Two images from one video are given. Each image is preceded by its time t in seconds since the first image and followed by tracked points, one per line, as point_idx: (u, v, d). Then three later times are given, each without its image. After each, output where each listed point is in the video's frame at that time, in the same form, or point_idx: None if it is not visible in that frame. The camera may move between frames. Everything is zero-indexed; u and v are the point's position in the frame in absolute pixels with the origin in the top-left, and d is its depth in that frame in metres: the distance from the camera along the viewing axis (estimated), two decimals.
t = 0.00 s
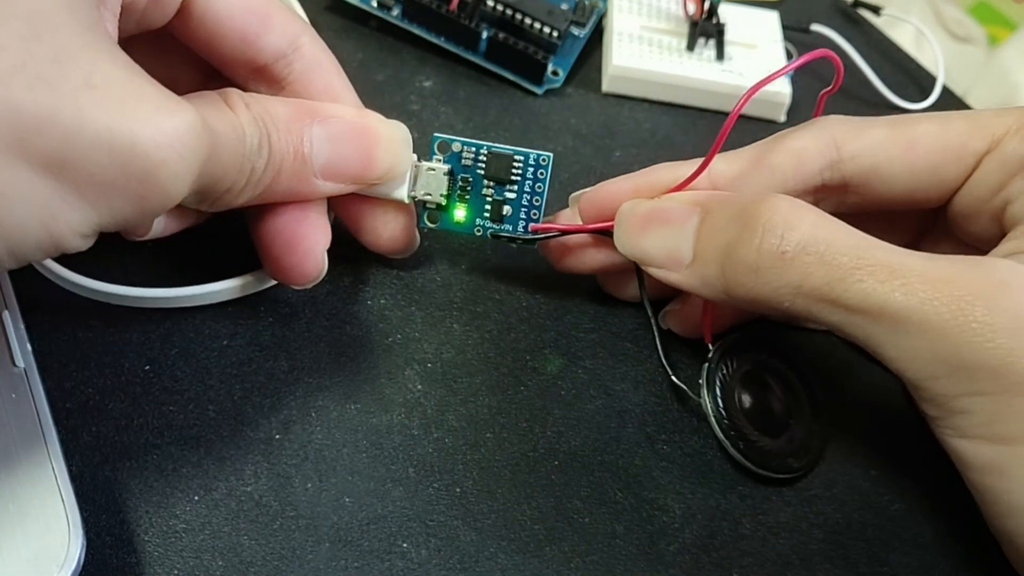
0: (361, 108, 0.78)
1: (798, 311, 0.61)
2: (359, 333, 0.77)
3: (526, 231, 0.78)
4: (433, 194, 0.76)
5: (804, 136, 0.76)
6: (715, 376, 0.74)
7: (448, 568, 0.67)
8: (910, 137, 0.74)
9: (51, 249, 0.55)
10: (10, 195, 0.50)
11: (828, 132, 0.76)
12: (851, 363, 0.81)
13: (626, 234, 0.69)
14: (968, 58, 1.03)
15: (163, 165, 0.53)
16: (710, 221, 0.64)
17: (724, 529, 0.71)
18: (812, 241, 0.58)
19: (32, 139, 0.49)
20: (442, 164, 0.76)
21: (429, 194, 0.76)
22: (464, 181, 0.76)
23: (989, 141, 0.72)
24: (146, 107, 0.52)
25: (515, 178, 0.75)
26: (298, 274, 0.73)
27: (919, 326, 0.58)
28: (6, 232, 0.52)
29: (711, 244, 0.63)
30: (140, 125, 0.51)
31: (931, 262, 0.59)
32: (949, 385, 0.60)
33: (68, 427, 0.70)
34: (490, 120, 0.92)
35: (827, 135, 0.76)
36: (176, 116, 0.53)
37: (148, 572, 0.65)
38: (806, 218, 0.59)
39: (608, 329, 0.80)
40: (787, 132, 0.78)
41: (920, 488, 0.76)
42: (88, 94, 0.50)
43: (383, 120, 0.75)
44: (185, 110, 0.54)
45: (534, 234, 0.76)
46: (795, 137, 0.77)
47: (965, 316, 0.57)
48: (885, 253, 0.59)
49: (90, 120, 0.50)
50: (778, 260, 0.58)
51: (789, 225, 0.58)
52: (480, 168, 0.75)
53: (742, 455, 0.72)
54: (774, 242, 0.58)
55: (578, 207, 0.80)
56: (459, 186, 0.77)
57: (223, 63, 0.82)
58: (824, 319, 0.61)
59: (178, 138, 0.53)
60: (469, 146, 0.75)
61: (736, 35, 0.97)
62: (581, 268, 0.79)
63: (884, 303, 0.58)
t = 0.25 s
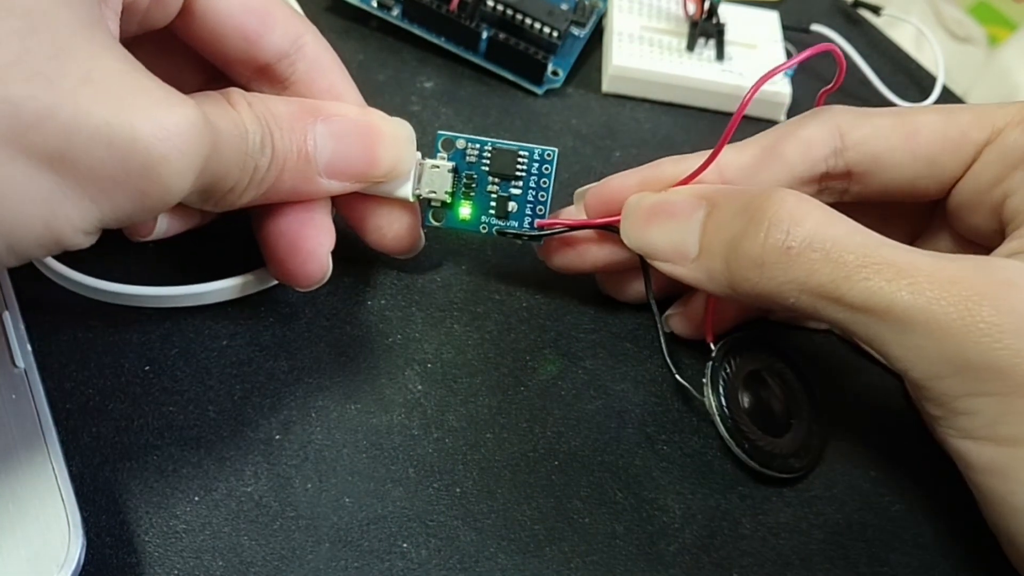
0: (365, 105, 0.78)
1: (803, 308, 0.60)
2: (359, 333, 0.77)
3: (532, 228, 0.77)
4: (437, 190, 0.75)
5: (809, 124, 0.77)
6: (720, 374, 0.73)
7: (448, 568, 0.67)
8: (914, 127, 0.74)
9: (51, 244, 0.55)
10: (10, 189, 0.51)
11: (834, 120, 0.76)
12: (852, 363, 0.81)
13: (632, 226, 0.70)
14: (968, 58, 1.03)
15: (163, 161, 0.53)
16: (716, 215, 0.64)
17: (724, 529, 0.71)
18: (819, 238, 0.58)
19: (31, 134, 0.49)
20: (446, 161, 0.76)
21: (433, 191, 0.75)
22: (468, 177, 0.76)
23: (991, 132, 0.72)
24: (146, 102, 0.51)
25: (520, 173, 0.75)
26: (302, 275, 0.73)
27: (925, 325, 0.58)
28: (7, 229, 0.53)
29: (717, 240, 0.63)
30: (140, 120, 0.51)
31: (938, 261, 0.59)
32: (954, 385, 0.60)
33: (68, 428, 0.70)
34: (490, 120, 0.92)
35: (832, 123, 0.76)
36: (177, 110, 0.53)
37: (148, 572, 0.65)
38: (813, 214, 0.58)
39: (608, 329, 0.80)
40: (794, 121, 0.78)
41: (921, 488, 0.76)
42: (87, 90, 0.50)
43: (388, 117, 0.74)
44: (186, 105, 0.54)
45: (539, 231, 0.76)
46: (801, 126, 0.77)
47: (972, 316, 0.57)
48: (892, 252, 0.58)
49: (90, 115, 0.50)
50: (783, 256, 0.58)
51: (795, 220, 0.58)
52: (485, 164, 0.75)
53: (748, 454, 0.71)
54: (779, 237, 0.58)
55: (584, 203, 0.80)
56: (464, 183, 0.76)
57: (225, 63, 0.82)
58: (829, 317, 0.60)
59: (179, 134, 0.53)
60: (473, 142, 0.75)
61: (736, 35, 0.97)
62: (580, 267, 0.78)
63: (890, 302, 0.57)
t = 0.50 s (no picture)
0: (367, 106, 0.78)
1: (801, 310, 0.60)
2: (359, 333, 0.77)
3: (534, 228, 0.77)
4: (439, 190, 0.75)
5: (810, 125, 0.77)
6: (721, 373, 0.73)
7: (448, 568, 0.67)
8: (915, 127, 0.74)
9: (53, 244, 0.55)
10: (11, 189, 0.50)
11: (835, 120, 0.76)
12: (852, 363, 0.81)
13: (633, 227, 0.70)
14: (968, 58, 1.03)
15: (165, 160, 0.53)
16: (717, 216, 0.64)
17: (724, 529, 0.71)
18: (817, 241, 0.58)
19: (33, 134, 0.49)
20: (448, 161, 0.76)
21: (435, 191, 0.75)
22: (470, 177, 0.76)
23: (991, 131, 0.72)
24: (148, 102, 0.51)
25: (521, 173, 0.75)
26: (303, 275, 0.73)
27: (924, 331, 0.58)
28: (9, 229, 0.53)
29: (717, 240, 0.63)
30: (142, 120, 0.51)
31: (937, 266, 0.59)
32: (953, 390, 0.60)
33: (68, 428, 0.70)
34: (490, 120, 0.92)
35: (833, 122, 0.76)
36: (179, 110, 0.53)
37: (148, 572, 0.65)
38: (811, 216, 0.58)
39: (608, 329, 0.80)
40: (796, 120, 0.79)
41: (921, 488, 0.76)
42: (89, 89, 0.50)
43: (389, 117, 0.74)
44: (188, 105, 0.54)
45: (541, 230, 0.76)
46: (803, 126, 0.77)
47: (971, 321, 0.57)
48: (891, 256, 0.58)
49: (92, 114, 0.50)
50: (781, 258, 0.58)
51: (793, 223, 0.58)
52: (486, 164, 0.75)
53: (750, 454, 0.71)
54: (777, 239, 0.58)
55: (585, 202, 0.80)
56: (465, 183, 0.76)
57: (226, 62, 0.82)
58: (828, 321, 0.60)
59: (180, 133, 0.53)
60: (474, 142, 0.75)
61: (736, 35, 0.97)
62: (580, 265, 0.78)
63: (889, 308, 0.58)
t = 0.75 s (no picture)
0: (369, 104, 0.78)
1: (802, 311, 0.60)
2: (359, 333, 0.77)
3: (537, 226, 0.76)
4: (442, 190, 0.75)
5: (814, 122, 0.77)
6: (723, 373, 0.73)
7: (448, 568, 0.67)
8: (918, 124, 0.74)
9: (57, 245, 0.55)
10: (15, 190, 0.50)
11: (838, 118, 0.76)
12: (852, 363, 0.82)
13: (639, 230, 0.69)
14: (968, 58, 1.03)
15: (167, 161, 0.53)
16: (718, 214, 0.64)
17: (724, 529, 0.71)
18: (819, 241, 0.58)
19: (34, 134, 0.49)
20: (451, 160, 0.76)
21: (438, 191, 0.75)
22: (473, 177, 0.76)
23: (994, 130, 0.72)
24: (151, 102, 0.52)
25: (525, 171, 0.75)
26: (307, 276, 0.73)
27: (925, 334, 0.58)
28: (9, 229, 0.53)
29: (717, 239, 0.63)
30: (145, 120, 0.51)
31: (939, 268, 0.59)
32: (953, 394, 0.60)
33: (68, 427, 0.70)
34: (490, 120, 0.92)
35: (836, 120, 0.76)
36: (182, 110, 0.53)
37: (148, 572, 0.65)
38: (813, 216, 0.58)
39: (608, 329, 0.80)
40: (799, 118, 0.78)
41: (921, 488, 0.76)
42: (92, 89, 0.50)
43: (392, 117, 0.74)
44: (190, 105, 0.54)
45: (545, 229, 0.76)
46: (807, 124, 0.77)
47: (972, 325, 0.57)
48: (894, 258, 0.58)
49: (94, 114, 0.50)
50: (782, 257, 0.58)
51: (796, 223, 0.58)
52: (489, 163, 0.76)
53: (752, 456, 0.71)
54: (778, 238, 0.58)
55: (589, 198, 0.80)
56: (469, 183, 0.76)
57: (228, 62, 0.82)
58: (829, 322, 0.60)
59: (183, 132, 0.53)
60: (478, 141, 0.75)
61: (736, 35, 0.97)
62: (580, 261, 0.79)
63: (890, 310, 0.58)
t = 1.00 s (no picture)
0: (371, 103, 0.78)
1: (802, 308, 0.60)
2: (359, 333, 0.77)
3: (541, 223, 0.76)
4: (444, 187, 0.75)
5: (819, 118, 0.77)
6: (724, 370, 0.74)
7: (448, 568, 0.67)
8: (922, 121, 0.74)
9: (57, 243, 0.55)
10: (15, 190, 0.51)
11: (843, 114, 0.76)
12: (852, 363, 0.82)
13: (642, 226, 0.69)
14: (968, 58, 1.03)
15: (169, 160, 0.53)
16: (720, 212, 0.64)
17: (724, 529, 0.71)
18: (818, 239, 0.57)
19: (35, 134, 0.49)
20: (454, 157, 0.76)
21: (440, 188, 0.75)
22: (476, 173, 0.76)
23: (997, 128, 0.73)
24: (152, 102, 0.52)
25: (528, 167, 0.75)
26: (309, 276, 0.73)
27: (924, 334, 0.58)
28: (10, 228, 0.53)
29: (718, 236, 0.63)
30: (146, 120, 0.51)
31: (940, 269, 0.58)
32: (951, 394, 0.60)
33: (68, 427, 0.70)
34: (490, 120, 0.92)
35: (841, 116, 0.76)
36: (183, 110, 0.53)
37: (148, 572, 0.65)
38: (813, 214, 0.58)
39: (608, 329, 0.80)
40: (804, 115, 0.78)
41: (921, 488, 0.76)
42: (93, 89, 0.50)
43: (395, 116, 0.74)
44: (192, 105, 0.54)
45: (548, 226, 0.76)
46: (812, 121, 0.77)
47: (971, 326, 0.57)
48: (895, 258, 0.58)
49: (96, 114, 0.50)
50: (781, 255, 0.58)
51: (795, 220, 0.58)
52: (492, 160, 0.75)
53: (755, 454, 0.71)
54: (777, 234, 0.58)
55: (594, 193, 0.80)
56: (472, 179, 0.76)
57: (229, 61, 0.82)
58: (829, 320, 0.60)
59: (185, 133, 0.53)
60: (480, 138, 0.75)
61: (736, 35, 0.97)
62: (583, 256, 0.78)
63: (890, 310, 0.57)
